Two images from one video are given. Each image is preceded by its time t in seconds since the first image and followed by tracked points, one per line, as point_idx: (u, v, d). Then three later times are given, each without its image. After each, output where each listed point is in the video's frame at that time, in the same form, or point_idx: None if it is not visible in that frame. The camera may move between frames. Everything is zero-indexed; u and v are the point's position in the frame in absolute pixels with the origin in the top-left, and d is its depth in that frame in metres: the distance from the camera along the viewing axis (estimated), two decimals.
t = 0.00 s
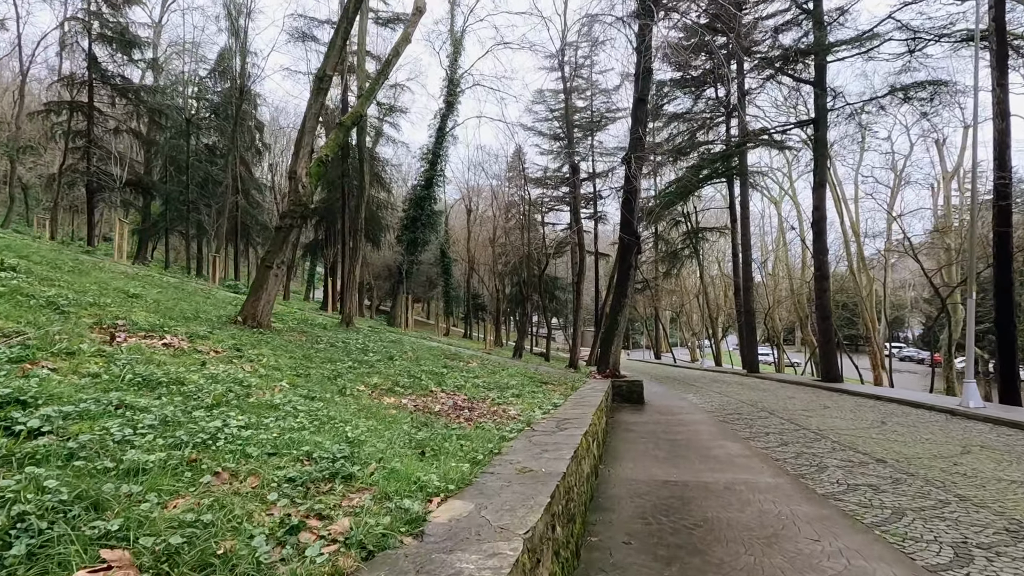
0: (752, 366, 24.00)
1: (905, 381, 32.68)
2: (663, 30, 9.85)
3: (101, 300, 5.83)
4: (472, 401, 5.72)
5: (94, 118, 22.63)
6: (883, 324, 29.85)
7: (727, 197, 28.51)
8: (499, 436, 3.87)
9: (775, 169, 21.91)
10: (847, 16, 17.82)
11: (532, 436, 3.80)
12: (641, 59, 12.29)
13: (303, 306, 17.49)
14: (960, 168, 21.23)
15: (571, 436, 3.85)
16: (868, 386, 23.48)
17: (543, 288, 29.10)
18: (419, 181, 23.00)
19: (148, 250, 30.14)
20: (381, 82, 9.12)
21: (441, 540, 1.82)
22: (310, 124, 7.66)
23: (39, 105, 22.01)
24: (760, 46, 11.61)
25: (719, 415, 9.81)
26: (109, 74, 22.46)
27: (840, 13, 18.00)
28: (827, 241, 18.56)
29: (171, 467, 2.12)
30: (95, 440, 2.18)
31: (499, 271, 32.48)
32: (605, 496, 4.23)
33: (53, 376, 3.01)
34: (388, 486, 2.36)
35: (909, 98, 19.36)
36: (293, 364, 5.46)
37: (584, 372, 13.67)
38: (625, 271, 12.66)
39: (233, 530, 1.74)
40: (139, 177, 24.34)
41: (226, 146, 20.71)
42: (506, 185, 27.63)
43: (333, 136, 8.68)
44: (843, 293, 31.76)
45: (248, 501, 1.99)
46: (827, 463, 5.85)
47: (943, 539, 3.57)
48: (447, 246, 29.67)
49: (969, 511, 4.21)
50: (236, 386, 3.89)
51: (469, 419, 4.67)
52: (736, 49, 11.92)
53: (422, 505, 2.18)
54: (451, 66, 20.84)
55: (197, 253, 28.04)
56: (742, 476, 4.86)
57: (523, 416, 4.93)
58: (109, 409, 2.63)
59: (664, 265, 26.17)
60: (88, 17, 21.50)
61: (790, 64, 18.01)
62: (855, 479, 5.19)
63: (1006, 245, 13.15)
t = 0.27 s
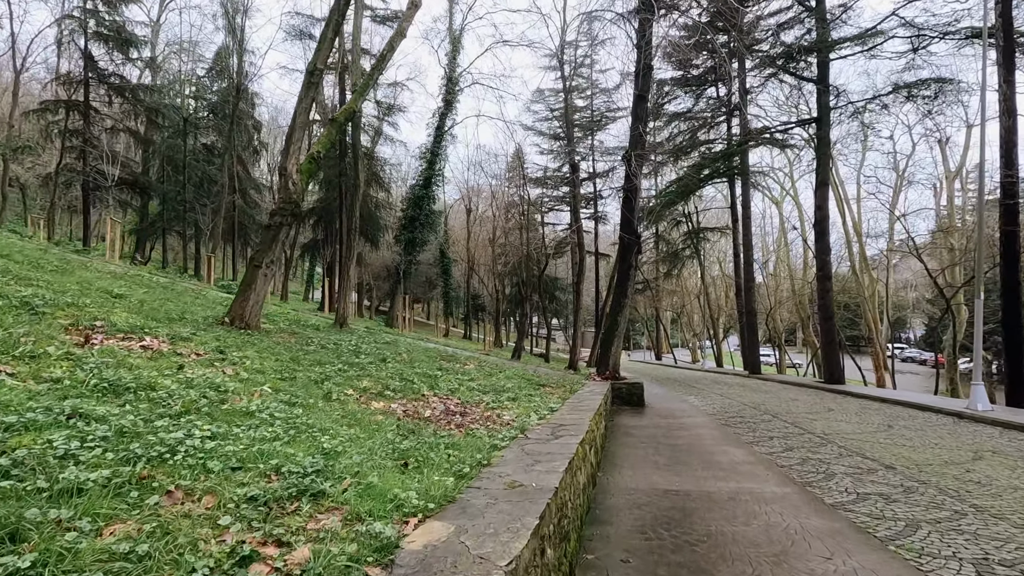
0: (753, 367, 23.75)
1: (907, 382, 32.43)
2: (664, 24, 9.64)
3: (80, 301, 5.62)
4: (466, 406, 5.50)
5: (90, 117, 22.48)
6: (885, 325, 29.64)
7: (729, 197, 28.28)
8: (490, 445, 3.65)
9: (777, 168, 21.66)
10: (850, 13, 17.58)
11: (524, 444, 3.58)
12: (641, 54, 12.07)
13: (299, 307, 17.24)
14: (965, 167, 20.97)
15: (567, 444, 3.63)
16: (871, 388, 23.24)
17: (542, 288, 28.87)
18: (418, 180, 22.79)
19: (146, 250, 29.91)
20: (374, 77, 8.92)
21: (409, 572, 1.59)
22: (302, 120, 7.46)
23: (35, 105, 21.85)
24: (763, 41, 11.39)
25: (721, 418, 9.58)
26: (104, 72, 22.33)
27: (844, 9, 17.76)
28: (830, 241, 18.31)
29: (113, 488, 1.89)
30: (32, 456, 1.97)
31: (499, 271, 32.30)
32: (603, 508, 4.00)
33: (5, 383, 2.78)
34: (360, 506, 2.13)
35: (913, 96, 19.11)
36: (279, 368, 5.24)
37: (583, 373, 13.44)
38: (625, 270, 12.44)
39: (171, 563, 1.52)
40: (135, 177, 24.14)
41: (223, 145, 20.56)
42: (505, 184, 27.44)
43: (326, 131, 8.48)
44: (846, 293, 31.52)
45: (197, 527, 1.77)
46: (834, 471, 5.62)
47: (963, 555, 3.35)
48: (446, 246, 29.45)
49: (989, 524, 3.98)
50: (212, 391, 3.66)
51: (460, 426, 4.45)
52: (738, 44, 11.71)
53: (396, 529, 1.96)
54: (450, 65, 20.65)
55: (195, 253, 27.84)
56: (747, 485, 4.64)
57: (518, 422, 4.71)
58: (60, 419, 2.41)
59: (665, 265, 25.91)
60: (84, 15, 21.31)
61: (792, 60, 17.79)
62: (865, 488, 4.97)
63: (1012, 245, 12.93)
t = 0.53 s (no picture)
0: (758, 368, 23.46)
1: (913, 383, 32.07)
2: (667, 17, 9.43)
3: (61, 299, 5.43)
4: (461, 408, 5.28)
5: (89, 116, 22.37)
6: (889, 325, 29.37)
7: (732, 196, 28.02)
8: (484, 451, 3.42)
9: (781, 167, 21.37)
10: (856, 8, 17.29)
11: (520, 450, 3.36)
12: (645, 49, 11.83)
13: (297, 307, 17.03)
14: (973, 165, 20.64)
15: (566, 450, 3.40)
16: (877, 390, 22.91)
17: (544, 288, 28.63)
18: (418, 179, 22.58)
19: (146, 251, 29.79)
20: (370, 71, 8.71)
21: None
22: (294, 113, 7.25)
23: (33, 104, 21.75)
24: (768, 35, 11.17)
25: (726, 420, 9.34)
26: (103, 71, 22.25)
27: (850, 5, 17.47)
28: (836, 239, 18.02)
29: (49, 505, 1.69)
30: None
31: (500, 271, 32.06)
32: (604, 517, 3.78)
33: None
34: (332, 524, 1.91)
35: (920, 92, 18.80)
36: (266, 368, 5.03)
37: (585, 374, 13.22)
38: (628, 269, 12.20)
39: None
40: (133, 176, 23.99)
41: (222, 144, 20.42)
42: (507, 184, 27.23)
43: (320, 126, 8.28)
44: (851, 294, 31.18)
45: (139, 550, 1.57)
46: (846, 477, 5.38)
47: (991, 569, 3.12)
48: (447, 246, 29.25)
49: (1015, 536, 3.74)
50: (188, 393, 3.46)
51: (454, 430, 4.22)
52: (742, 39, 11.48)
53: (369, 550, 1.74)
54: (450, 63, 20.45)
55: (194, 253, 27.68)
56: (756, 492, 4.41)
57: (515, 426, 4.48)
58: (6, 427, 2.21)
59: (668, 265, 25.62)
60: (82, 13, 21.19)
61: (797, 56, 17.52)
62: (880, 495, 4.73)
63: None
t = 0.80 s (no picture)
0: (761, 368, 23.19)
1: (918, 383, 31.78)
2: (670, 11, 9.20)
3: (42, 300, 5.23)
4: (457, 414, 5.06)
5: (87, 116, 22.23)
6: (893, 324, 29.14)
7: (735, 195, 27.76)
8: (477, 462, 3.21)
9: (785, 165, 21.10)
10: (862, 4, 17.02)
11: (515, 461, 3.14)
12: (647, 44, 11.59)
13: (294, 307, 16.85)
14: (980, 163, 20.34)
15: (563, 462, 3.18)
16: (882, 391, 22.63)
17: (545, 288, 28.40)
18: (418, 178, 22.37)
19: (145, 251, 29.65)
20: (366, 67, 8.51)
21: None
22: (286, 108, 7.05)
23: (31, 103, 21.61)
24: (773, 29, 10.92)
25: (731, 423, 9.11)
26: (102, 70, 22.18)
27: None
28: (841, 238, 17.76)
29: None
30: None
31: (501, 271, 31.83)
32: (606, 531, 3.56)
33: None
34: (298, 554, 1.70)
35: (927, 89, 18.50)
36: (252, 373, 4.82)
37: (587, 376, 12.98)
38: (630, 269, 11.96)
39: None
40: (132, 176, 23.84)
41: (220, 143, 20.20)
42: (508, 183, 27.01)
43: (314, 122, 8.07)
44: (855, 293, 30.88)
45: None
46: (859, 485, 5.15)
47: None
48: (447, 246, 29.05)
49: None
50: (161, 401, 3.25)
51: (448, 438, 4.00)
52: (747, 33, 11.24)
53: None
54: (450, 61, 20.24)
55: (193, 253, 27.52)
56: (765, 503, 4.19)
57: (512, 433, 4.26)
58: None
59: (670, 265, 25.37)
60: (79, 12, 21.04)
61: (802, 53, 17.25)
62: (895, 506, 4.51)
63: None
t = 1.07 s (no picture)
0: (764, 368, 22.94)
1: (922, 382, 31.49)
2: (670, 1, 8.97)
3: (17, 296, 5.04)
4: (448, 415, 4.85)
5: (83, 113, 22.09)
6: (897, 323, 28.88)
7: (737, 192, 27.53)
8: (461, 467, 2.99)
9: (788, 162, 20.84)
10: None
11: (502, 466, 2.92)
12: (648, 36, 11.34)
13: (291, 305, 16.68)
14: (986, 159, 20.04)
15: (554, 467, 2.96)
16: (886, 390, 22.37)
17: (546, 286, 28.18)
18: (416, 176, 22.16)
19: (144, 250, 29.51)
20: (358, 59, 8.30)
21: None
22: (275, 100, 6.86)
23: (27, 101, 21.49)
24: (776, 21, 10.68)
25: (734, 424, 8.88)
26: (99, 67, 22.09)
27: None
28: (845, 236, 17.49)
29: None
30: None
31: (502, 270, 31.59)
32: (601, 541, 3.35)
33: None
34: None
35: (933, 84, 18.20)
36: (234, 372, 4.62)
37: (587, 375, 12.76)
38: (630, 266, 11.73)
39: None
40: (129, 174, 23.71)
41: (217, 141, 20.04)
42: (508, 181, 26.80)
43: (304, 115, 7.86)
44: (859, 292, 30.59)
45: None
46: (868, 489, 4.93)
47: None
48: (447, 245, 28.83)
49: None
50: (125, 403, 3.04)
51: (434, 441, 3.79)
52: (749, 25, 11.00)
53: None
54: (449, 57, 20.02)
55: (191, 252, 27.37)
56: (771, 509, 3.96)
57: (503, 436, 4.05)
58: None
59: (672, 263, 25.12)
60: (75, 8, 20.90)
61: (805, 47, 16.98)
62: (906, 511, 4.29)
63: None
